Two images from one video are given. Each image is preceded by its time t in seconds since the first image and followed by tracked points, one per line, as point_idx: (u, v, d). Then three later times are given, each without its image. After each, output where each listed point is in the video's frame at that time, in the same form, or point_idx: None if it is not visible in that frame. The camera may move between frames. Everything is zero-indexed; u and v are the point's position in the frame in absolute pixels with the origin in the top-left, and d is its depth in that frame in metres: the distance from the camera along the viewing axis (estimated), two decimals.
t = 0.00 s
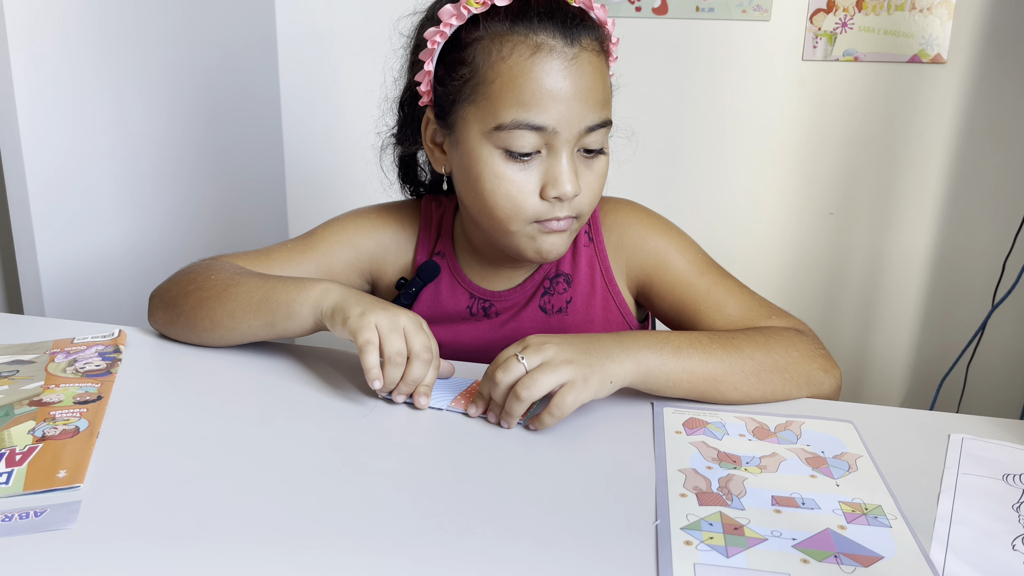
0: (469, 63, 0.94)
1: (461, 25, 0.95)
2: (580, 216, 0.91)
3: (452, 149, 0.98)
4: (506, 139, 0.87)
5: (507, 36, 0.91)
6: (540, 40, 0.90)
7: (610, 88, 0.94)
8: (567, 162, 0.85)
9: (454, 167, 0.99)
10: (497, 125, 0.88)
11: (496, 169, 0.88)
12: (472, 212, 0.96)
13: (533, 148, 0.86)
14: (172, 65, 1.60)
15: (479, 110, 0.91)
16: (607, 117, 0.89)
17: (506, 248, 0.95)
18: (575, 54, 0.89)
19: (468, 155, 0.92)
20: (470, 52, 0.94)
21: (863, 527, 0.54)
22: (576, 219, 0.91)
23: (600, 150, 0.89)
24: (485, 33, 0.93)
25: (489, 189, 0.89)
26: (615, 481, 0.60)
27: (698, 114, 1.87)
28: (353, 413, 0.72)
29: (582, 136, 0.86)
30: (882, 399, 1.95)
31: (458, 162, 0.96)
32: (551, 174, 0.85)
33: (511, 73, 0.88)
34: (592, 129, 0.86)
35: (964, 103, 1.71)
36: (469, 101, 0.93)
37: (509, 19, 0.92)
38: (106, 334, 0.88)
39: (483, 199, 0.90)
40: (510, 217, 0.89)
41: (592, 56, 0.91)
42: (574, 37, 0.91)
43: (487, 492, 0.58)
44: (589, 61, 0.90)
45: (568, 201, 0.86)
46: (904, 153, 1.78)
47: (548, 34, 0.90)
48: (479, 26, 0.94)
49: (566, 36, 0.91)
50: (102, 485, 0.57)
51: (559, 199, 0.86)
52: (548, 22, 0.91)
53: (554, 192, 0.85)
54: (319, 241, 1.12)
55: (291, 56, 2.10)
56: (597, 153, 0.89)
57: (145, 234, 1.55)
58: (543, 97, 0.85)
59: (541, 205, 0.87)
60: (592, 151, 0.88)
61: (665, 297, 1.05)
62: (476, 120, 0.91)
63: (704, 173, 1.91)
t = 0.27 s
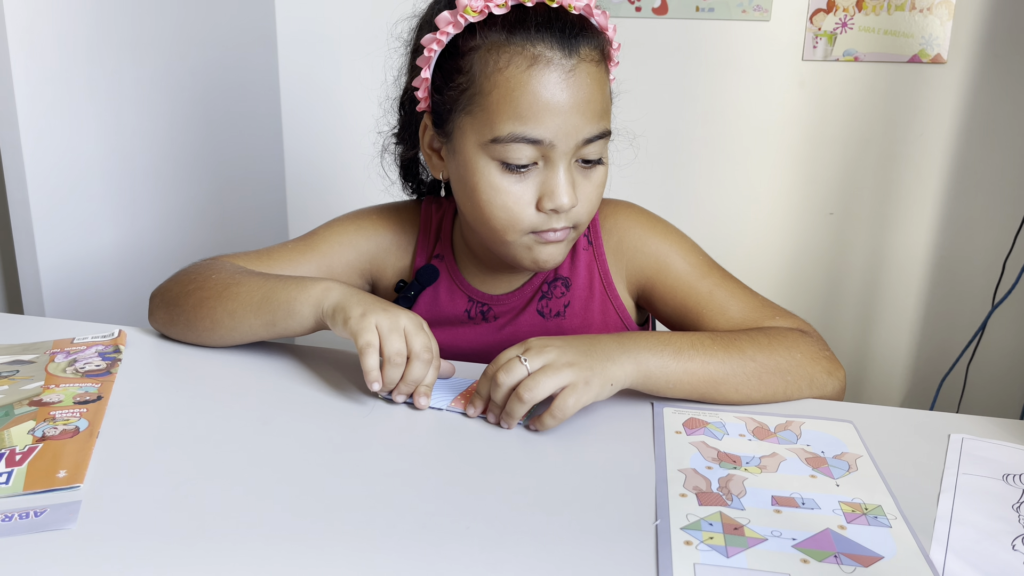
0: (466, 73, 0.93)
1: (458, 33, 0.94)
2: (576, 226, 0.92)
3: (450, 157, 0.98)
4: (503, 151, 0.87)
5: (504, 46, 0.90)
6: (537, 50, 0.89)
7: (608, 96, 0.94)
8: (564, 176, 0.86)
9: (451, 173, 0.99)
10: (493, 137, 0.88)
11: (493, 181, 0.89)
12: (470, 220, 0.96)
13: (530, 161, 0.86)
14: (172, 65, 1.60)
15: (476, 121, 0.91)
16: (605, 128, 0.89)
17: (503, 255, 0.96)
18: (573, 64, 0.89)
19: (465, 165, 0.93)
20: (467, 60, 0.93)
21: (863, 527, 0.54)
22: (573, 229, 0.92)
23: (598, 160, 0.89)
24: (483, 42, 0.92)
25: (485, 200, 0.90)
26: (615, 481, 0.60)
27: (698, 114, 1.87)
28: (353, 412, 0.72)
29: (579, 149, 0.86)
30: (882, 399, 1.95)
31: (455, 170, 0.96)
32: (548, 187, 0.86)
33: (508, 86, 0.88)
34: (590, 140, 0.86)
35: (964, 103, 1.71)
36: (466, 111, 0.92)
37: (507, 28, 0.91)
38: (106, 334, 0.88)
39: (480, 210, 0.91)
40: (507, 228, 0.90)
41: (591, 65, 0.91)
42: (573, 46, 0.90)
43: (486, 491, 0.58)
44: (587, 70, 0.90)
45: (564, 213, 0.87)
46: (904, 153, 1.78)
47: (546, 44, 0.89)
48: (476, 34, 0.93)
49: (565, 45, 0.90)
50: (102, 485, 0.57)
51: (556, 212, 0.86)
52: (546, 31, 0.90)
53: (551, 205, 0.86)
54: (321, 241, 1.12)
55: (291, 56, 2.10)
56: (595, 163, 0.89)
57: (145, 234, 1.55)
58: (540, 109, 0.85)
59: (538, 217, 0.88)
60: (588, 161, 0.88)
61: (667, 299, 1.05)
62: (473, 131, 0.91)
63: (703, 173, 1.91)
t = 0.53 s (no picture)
0: (464, 77, 0.93)
1: (456, 36, 0.94)
2: (573, 229, 0.93)
3: (448, 160, 0.98)
4: (500, 156, 0.87)
5: (503, 51, 0.90)
6: (536, 55, 0.89)
7: (607, 100, 0.94)
8: (562, 181, 0.86)
9: (449, 176, 1.00)
10: (491, 142, 0.88)
11: (490, 185, 0.89)
12: (468, 223, 0.97)
13: (528, 166, 0.86)
14: (172, 65, 1.60)
15: (473, 125, 0.91)
16: (603, 132, 0.89)
17: (501, 257, 0.97)
18: (572, 69, 0.89)
19: (463, 168, 0.93)
20: (466, 64, 0.93)
21: (863, 527, 0.54)
22: (570, 232, 0.92)
23: (595, 164, 0.90)
24: (482, 46, 0.92)
25: (483, 204, 0.90)
26: (615, 481, 0.60)
27: (698, 115, 1.87)
28: (353, 412, 0.72)
29: (577, 154, 0.86)
30: (883, 399, 1.95)
31: (454, 173, 0.96)
32: (545, 192, 0.86)
33: (507, 91, 0.88)
34: (588, 145, 0.87)
35: (964, 103, 1.71)
36: (464, 115, 0.92)
37: (506, 32, 0.91)
38: (106, 334, 0.88)
39: (478, 213, 0.91)
40: (504, 231, 0.90)
41: (590, 70, 0.91)
42: (572, 51, 0.90)
43: (487, 491, 0.58)
44: (586, 75, 0.90)
45: (561, 218, 0.87)
46: (904, 153, 1.78)
47: (545, 49, 0.89)
48: (475, 37, 0.92)
49: (564, 50, 0.90)
50: (101, 485, 0.57)
51: (553, 216, 0.87)
52: (545, 36, 0.90)
53: (548, 210, 0.86)
54: (322, 241, 1.13)
55: (291, 56, 2.10)
56: (592, 167, 0.90)
57: (145, 234, 1.55)
58: (539, 115, 0.85)
59: (535, 221, 0.88)
60: (586, 166, 0.89)
61: (666, 300, 1.05)
62: (471, 135, 0.91)
63: (703, 173, 1.91)
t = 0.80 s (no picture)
0: (464, 78, 0.93)
1: (457, 37, 0.93)
2: (572, 230, 0.93)
3: (448, 160, 0.98)
4: (500, 158, 0.87)
5: (503, 52, 0.90)
6: (537, 57, 0.89)
7: (607, 101, 0.94)
8: (561, 182, 0.86)
9: (448, 176, 1.00)
10: (491, 144, 0.88)
11: (490, 186, 0.89)
12: (467, 223, 0.97)
13: (527, 167, 0.86)
14: (172, 65, 1.60)
15: (473, 127, 0.90)
16: (602, 134, 0.90)
17: (500, 257, 0.97)
18: (572, 70, 0.89)
19: (463, 169, 0.93)
20: (466, 65, 0.93)
21: (863, 527, 0.54)
22: (569, 233, 0.92)
23: (595, 165, 0.90)
24: (482, 47, 0.91)
25: (483, 205, 0.90)
26: (615, 481, 0.60)
27: (698, 115, 1.87)
28: (353, 412, 0.72)
29: (577, 155, 0.86)
30: (883, 399, 1.95)
31: (454, 173, 0.96)
32: (544, 193, 0.86)
33: (507, 92, 0.88)
34: (587, 146, 0.87)
35: (964, 103, 1.71)
36: (464, 116, 0.92)
37: (506, 33, 0.90)
38: (106, 334, 0.88)
39: (478, 214, 0.91)
40: (504, 232, 0.90)
41: (590, 71, 0.91)
42: (572, 52, 0.90)
43: (487, 492, 0.58)
44: (586, 77, 0.90)
45: (560, 219, 0.88)
46: (904, 153, 1.78)
47: (545, 51, 0.89)
48: (476, 38, 0.92)
49: (564, 52, 0.90)
50: (101, 485, 0.57)
51: (552, 217, 0.87)
52: (545, 38, 0.90)
53: (547, 211, 0.86)
54: (322, 242, 1.13)
55: (291, 56, 2.10)
56: (592, 168, 0.90)
57: (145, 234, 1.55)
58: (538, 116, 0.85)
59: (534, 222, 0.88)
60: (585, 167, 0.89)
61: (666, 299, 1.05)
62: (471, 136, 0.91)
63: (703, 173, 1.91)
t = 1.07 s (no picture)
0: (465, 79, 0.93)
1: (458, 39, 0.93)
2: (573, 232, 0.93)
3: (449, 161, 0.98)
4: (500, 160, 0.87)
5: (504, 55, 0.90)
6: (537, 59, 0.89)
7: (607, 103, 0.94)
8: (561, 184, 0.86)
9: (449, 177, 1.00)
10: (491, 145, 0.88)
11: (490, 188, 0.89)
12: (468, 224, 0.97)
13: (527, 169, 0.86)
14: (172, 65, 1.60)
15: (474, 128, 0.90)
16: (603, 135, 0.90)
17: (501, 258, 0.97)
18: (572, 73, 0.89)
19: (463, 171, 0.93)
20: (467, 67, 0.93)
21: (864, 527, 0.54)
22: (569, 235, 0.93)
23: (595, 167, 0.90)
24: (483, 49, 0.91)
25: (483, 206, 0.90)
26: (615, 481, 0.60)
27: (698, 115, 1.87)
28: (353, 412, 0.71)
29: (577, 157, 0.86)
30: (883, 398, 1.95)
31: (454, 174, 0.96)
32: (545, 195, 0.86)
33: (507, 94, 0.88)
34: (588, 148, 0.87)
35: (964, 103, 1.71)
36: (465, 117, 0.92)
37: (507, 35, 0.90)
38: (107, 334, 0.88)
39: (478, 215, 0.91)
40: (504, 233, 0.90)
41: (590, 73, 0.91)
42: (573, 54, 0.90)
43: (487, 492, 0.58)
44: (587, 79, 0.90)
45: (560, 220, 0.88)
46: (904, 153, 1.78)
47: (545, 53, 0.89)
48: (477, 40, 0.92)
49: (564, 54, 0.90)
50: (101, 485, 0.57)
51: (552, 219, 0.87)
52: (545, 40, 0.90)
53: (547, 213, 0.86)
54: (323, 242, 1.13)
55: (291, 56, 2.10)
56: (592, 170, 0.90)
57: (146, 235, 1.55)
58: (539, 119, 0.85)
59: (534, 223, 0.88)
60: (586, 169, 0.89)
61: (666, 299, 1.05)
62: (471, 138, 0.91)
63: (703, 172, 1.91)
